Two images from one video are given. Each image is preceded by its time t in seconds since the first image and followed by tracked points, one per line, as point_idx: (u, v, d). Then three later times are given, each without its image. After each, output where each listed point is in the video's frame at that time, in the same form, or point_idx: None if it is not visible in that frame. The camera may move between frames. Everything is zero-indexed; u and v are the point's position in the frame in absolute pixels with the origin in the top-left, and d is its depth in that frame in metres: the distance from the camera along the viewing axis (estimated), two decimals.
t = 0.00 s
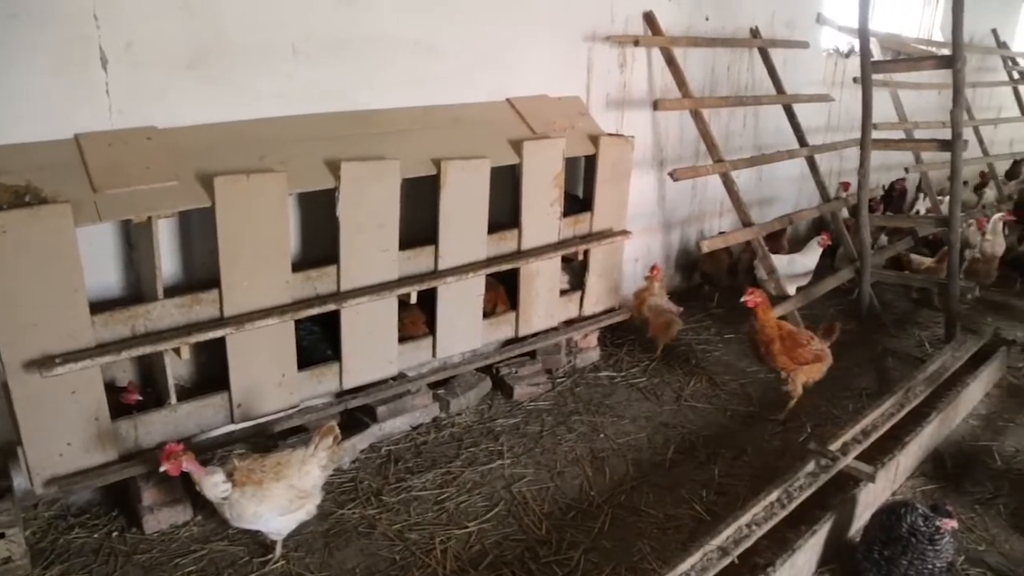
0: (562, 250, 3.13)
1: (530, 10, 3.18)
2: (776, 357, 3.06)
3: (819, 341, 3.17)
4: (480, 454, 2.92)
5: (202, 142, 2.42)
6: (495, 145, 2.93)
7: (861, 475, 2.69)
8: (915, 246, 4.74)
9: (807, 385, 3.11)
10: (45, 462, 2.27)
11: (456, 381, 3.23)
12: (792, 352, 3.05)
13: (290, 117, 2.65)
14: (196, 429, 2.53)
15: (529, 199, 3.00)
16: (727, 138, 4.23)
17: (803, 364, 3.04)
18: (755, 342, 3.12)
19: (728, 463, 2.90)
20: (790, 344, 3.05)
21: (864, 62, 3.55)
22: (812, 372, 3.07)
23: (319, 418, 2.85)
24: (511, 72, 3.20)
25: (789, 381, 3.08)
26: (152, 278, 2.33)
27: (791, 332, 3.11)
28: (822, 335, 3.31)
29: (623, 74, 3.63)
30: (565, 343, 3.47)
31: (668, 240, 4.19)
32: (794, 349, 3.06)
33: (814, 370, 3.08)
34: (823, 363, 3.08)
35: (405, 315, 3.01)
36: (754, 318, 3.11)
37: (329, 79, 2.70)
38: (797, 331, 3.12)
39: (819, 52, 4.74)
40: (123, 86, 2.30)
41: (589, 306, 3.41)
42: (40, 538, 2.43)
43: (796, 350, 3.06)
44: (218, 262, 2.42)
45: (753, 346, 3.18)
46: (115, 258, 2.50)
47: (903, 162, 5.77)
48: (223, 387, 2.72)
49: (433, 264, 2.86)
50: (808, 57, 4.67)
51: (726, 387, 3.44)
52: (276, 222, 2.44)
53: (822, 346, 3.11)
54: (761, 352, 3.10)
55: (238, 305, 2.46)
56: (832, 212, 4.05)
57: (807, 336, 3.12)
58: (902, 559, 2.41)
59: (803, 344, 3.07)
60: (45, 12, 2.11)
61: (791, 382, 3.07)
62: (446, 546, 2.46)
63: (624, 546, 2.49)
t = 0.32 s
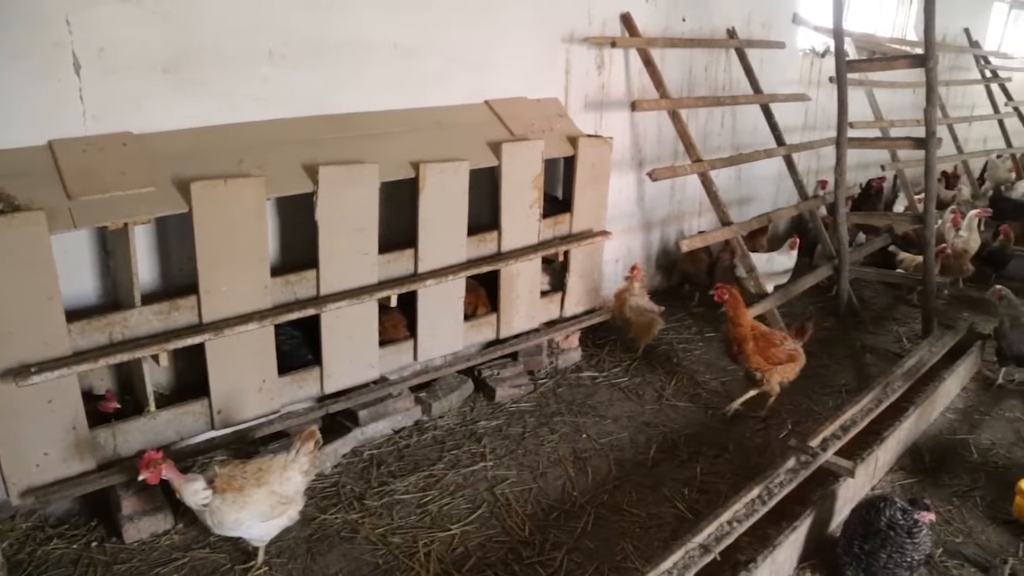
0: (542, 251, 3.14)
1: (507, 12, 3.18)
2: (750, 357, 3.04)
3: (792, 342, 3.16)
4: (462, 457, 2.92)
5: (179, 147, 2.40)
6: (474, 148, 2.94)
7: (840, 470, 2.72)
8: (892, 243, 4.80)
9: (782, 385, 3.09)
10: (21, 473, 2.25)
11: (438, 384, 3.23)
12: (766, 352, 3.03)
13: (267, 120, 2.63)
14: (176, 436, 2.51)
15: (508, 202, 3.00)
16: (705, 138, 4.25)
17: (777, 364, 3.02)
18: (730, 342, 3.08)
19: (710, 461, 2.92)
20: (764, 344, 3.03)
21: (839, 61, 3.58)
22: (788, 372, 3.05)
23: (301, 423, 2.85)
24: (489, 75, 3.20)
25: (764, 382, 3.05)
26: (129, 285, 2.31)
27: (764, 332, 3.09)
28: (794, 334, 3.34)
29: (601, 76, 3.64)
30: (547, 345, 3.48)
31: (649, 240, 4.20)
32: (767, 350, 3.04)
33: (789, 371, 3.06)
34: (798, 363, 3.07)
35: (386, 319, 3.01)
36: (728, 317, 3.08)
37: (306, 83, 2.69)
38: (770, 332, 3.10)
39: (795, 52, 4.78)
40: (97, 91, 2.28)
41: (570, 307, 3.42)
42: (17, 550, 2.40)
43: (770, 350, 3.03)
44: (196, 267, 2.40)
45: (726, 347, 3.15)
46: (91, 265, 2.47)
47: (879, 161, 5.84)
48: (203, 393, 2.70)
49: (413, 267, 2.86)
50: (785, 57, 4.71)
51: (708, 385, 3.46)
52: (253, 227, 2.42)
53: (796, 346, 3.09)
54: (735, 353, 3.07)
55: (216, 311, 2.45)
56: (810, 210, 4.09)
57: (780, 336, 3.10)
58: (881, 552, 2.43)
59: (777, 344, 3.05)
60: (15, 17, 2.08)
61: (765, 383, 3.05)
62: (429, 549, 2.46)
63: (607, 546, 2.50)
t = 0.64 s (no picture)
0: (513, 253, 3.14)
1: (475, 15, 3.18)
2: (702, 355, 3.01)
3: (747, 339, 3.12)
4: (437, 460, 2.92)
5: (145, 153, 2.38)
6: (443, 151, 2.93)
7: (811, 465, 2.74)
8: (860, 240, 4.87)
9: (738, 384, 3.07)
10: None
11: (411, 388, 3.22)
12: (718, 351, 3.00)
13: (234, 125, 2.61)
14: (146, 445, 2.48)
15: (479, 205, 3.01)
16: (675, 138, 4.28)
17: (730, 362, 2.99)
18: (682, 340, 3.06)
19: (683, 459, 2.94)
20: (716, 342, 2.99)
21: (805, 61, 3.62)
22: (742, 371, 3.02)
23: (273, 430, 2.82)
24: (458, 77, 3.20)
25: (719, 380, 3.04)
26: (95, 293, 2.28)
27: (718, 330, 3.06)
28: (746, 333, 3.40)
29: (571, 78, 3.65)
30: (520, 346, 3.48)
31: (621, 241, 4.23)
32: (720, 348, 3.01)
33: (744, 369, 3.03)
34: (752, 361, 3.04)
35: (358, 323, 2.99)
36: (685, 313, 3.07)
37: (273, 87, 2.67)
38: (723, 330, 3.07)
39: (762, 52, 4.83)
40: (60, 97, 2.24)
41: (542, 308, 3.43)
42: None
43: (722, 349, 3.01)
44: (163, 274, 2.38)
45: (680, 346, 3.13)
46: (56, 274, 2.44)
47: (847, 159, 5.92)
48: (173, 402, 2.67)
49: (384, 271, 2.85)
50: (753, 57, 4.76)
51: (680, 383, 3.49)
52: (221, 233, 2.40)
53: (749, 344, 3.06)
54: (688, 351, 3.04)
55: (185, 319, 2.42)
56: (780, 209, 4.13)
57: (733, 334, 3.07)
58: (851, 545, 2.44)
59: (730, 342, 3.02)
60: None
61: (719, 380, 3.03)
62: (404, 553, 2.45)
63: (582, 546, 2.50)
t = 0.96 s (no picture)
0: (481, 256, 3.15)
1: (438, 18, 3.18)
2: (657, 351, 3.04)
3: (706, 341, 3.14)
4: (408, 464, 2.91)
5: (105, 160, 2.34)
6: (409, 155, 2.93)
7: (778, 460, 2.77)
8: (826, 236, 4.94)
9: (694, 385, 3.04)
10: None
11: (382, 392, 3.21)
12: (672, 347, 3.03)
13: (196, 131, 2.58)
14: (111, 457, 2.45)
15: (445, 208, 3.01)
16: (641, 139, 4.32)
17: (685, 360, 3.00)
18: (638, 338, 3.11)
19: (653, 457, 2.96)
20: (670, 338, 3.05)
21: (766, 61, 3.67)
22: (697, 370, 3.00)
23: (242, 438, 2.80)
24: (423, 81, 3.20)
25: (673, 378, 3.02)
26: (56, 303, 2.24)
27: (674, 328, 3.11)
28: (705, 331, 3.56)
29: (536, 80, 3.66)
30: (490, 349, 3.48)
31: (590, 241, 4.25)
32: (675, 345, 3.04)
33: (698, 368, 3.01)
34: (708, 361, 3.03)
35: (326, 329, 2.98)
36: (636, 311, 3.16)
37: (236, 93, 2.65)
38: (680, 329, 3.12)
39: (726, 53, 4.89)
40: (15, 104, 2.19)
41: (511, 310, 3.44)
42: None
43: (677, 345, 3.04)
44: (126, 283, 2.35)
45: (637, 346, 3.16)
46: (15, 284, 2.39)
47: (812, 157, 6.02)
48: (139, 413, 2.63)
49: (351, 276, 2.84)
50: (717, 58, 4.82)
51: (650, 382, 3.52)
52: (185, 241, 2.38)
53: (706, 344, 3.08)
54: (644, 348, 3.08)
55: (149, 328, 2.39)
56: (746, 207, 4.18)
57: (690, 334, 3.11)
58: (818, 538, 2.47)
59: (685, 340, 3.06)
60: None
61: (673, 379, 3.02)
62: (375, 559, 2.44)
63: (553, 546, 2.51)
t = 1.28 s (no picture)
0: (445, 263, 3.15)
1: (399, 25, 3.18)
2: (618, 355, 3.09)
3: (668, 347, 3.15)
4: (374, 473, 2.90)
5: (61, 170, 2.29)
6: (371, 163, 2.93)
7: (743, 460, 2.80)
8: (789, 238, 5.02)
9: (653, 390, 3.06)
10: None
11: (347, 401, 3.19)
12: (632, 351, 3.06)
13: (155, 141, 2.54)
14: (70, 474, 2.40)
15: (409, 216, 3.01)
16: (605, 144, 4.35)
17: (644, 365, 3.02)
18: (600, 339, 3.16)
19: (619, 461, 2.99)
20: (630, 342, 3.08)
21: (725, 67, 3.71)
22: (655, 375, 3.03)
23: (205, 450, 2.76)
24: (385, 88, 3.19)
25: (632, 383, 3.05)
26: (10, 318, 2.20)
27: (636, 333, 3.14)
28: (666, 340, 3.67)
29: (498, 87, 3.68)
30: (456, 355, 3.48)
31: (555, 247, 4.27)
32: (635, 349, 3.07)
33: (658, 374, 3.04)
34: (668, 366, 3.05)
35: (290, 338, 2.96)
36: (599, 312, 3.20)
37: (195, 102, 2.61)
38: (642, 334, 3.15)
39: (687, 58, 4.96)
40: None
41: (477, 316, 3.44)
42: None
43: (637, 350, 3.06)
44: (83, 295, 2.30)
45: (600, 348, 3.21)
46: None
47: (774, 160, 6.11)
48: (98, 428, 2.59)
49: (314, 285, 2.83)
50: (678, 63, 4.88)
51: (616, 386, 3.54)
52: (142, 253, 2.35)
53: (667, 349, 3.09)
54: (606, 351, 3.13)
55: (108, 342, 2.36)
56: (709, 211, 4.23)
57: (652, 339, 3.13)
58: (780, 538, 2.49)
59: (647, 344, 3.08)
60: None
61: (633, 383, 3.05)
62: (341, 570, 2.43)
63: (520, 552, 2.52)
